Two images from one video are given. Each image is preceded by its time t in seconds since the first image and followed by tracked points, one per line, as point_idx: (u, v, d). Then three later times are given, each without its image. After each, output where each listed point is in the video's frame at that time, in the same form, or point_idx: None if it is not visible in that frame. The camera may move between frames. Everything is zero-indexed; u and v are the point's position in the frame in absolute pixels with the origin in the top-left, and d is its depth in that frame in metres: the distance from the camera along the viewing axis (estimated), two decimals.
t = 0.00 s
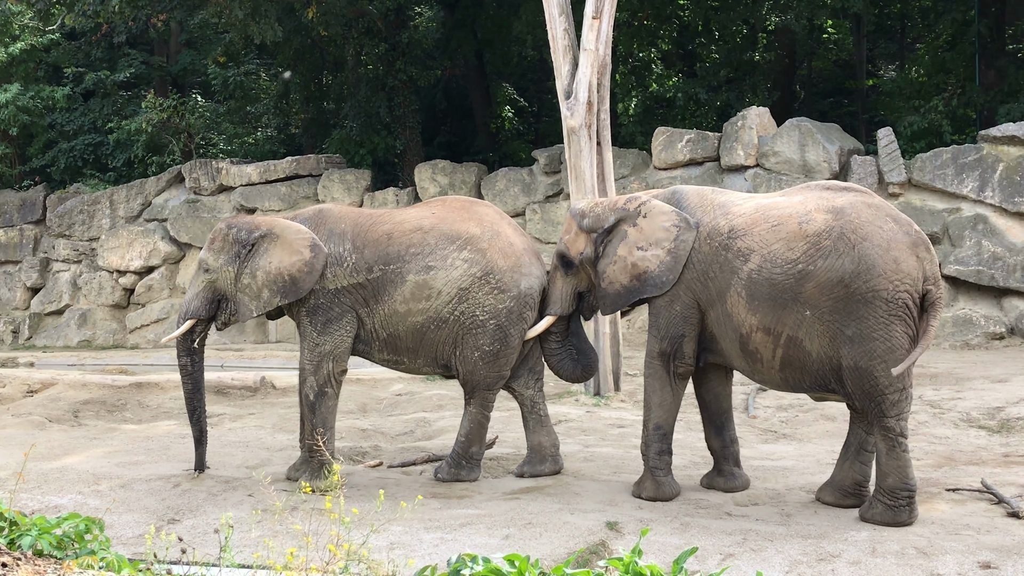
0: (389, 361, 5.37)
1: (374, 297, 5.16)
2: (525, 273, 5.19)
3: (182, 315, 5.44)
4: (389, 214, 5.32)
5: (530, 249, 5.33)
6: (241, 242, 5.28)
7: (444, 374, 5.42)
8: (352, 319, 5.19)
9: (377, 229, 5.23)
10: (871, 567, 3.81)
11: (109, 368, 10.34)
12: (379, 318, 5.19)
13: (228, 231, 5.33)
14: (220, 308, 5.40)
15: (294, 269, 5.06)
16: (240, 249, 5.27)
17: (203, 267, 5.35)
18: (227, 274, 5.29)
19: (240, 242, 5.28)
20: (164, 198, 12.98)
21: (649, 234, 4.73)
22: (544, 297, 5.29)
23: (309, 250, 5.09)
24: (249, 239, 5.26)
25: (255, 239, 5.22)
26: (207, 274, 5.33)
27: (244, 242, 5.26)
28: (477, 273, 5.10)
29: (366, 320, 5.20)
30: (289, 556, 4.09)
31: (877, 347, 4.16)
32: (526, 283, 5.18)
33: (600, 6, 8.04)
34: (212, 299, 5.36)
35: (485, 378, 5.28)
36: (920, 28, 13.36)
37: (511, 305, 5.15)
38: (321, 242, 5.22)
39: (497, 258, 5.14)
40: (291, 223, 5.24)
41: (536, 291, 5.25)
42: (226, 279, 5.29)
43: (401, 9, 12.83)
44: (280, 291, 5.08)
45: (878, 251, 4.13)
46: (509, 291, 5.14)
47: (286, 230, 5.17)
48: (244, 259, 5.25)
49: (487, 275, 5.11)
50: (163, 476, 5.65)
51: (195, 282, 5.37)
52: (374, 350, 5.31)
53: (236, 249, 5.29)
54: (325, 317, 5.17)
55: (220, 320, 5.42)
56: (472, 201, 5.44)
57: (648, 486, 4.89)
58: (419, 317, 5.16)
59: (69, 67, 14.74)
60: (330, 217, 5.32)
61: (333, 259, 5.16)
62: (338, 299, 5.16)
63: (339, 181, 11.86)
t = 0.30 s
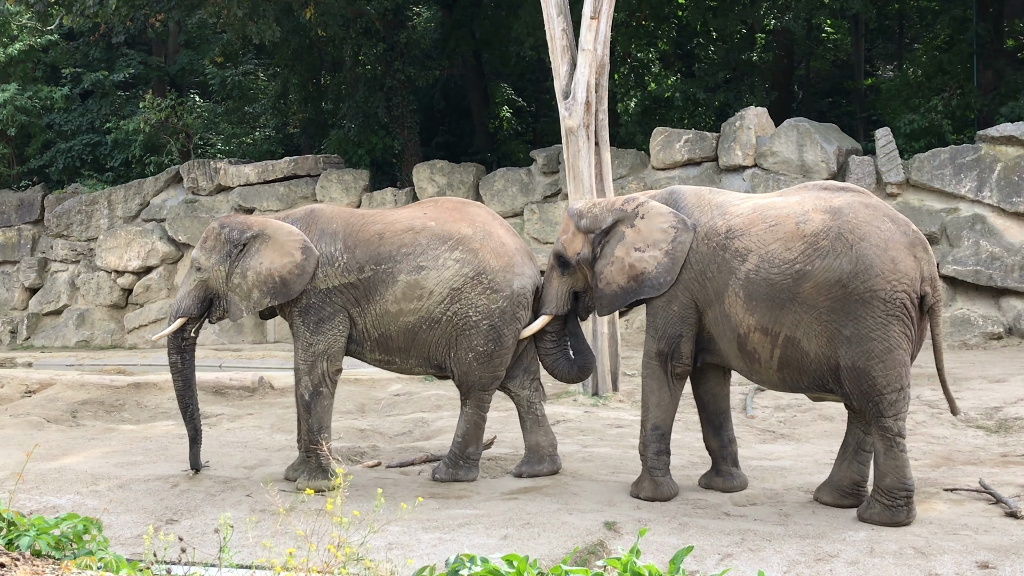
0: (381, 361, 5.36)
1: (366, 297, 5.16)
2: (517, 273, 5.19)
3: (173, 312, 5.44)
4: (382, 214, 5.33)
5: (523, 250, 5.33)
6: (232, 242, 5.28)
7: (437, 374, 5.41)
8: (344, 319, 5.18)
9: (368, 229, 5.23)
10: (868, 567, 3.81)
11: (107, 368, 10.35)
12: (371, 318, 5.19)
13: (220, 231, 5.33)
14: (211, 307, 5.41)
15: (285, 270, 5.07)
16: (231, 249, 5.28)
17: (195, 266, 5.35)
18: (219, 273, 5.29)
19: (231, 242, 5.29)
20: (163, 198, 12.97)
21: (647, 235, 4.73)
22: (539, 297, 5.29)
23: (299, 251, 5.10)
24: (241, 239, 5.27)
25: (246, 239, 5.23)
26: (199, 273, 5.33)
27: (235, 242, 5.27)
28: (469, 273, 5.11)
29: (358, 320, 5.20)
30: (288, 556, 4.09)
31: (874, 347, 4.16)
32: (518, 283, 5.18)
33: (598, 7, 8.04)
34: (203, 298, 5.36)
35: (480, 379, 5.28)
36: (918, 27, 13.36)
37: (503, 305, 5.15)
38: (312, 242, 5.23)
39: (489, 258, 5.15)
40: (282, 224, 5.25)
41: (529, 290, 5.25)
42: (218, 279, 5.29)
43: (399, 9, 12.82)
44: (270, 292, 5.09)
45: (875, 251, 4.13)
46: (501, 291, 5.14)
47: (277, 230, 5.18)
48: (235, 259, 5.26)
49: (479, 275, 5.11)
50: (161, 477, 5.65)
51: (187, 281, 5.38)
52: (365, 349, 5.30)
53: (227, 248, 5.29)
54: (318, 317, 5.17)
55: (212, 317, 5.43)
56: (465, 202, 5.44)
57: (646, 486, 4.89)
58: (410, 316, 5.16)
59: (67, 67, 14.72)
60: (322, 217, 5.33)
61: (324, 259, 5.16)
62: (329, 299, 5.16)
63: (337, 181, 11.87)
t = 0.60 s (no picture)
0: (373, 361, 5.37)
1: (357, 297, 5.16)
2: (508, 273, 5.19)
3: (164, 310, 5.48)
4: (373, 214, 5.33)
5: (514, 250, 5.33)
6: (224, 242, 5.32)
7: (429, 374, 5.40)
8: (336, 319, 5.18)
9: (360, 229, 5.23)
10: (867, 567, 3.81)
11: (105, 368, 10.35)
12: (363, 318, 5.19)
13: (212, 231, 5.37)
14: (202, 306, 5.44)
15: (275, 270, 5.10)
16: (223, 249, 5.32)
17: (187, 265, 5.39)
18: (211, 272, 5.33)
19: (222, 241, 5.32)
20: (161, 198, 12.97)
21: (644, 236, 4.71)
22: (534, 297, 5.23)
23: (290, 252, 5.13)
24: (232, 239, 5.31)
25: (238, 239, 5.27)
26: (190, 272, 5.37)
27: (227, 242, 5.31)
28: (459, 273, 5.10)
29: (349, 320, 5.21)
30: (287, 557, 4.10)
31: (872, 347, 4.17)
32: (510, 283, 5.17)
33: (597, 7, 8.05)
34: (194, 297, 5.39)
35: (474, 380, 5.26)
36: (916, 28, 13.36)
37: (495, 305, 5.13)
38: (304, 243, 5.25)
39: (480, 258, 5.14)
40: (274, 224, 5.29)
41: (521, 290, 5.24)
42: (209, 278, 5.33)
43: (398, 9, 12.81)
44: (261, 292, 5.12)
45: (873, 251, 4.14)
46: (492, 291, 5.12)
47: (269, 231, 5.22)
48: (226, 259, 5.30)
49: (469, 276, 5.11)
50: (160, 477, 5.65)
51: (178, 279, 5.41)
52: (357, 349, 5.31)
53: (218, 248, 5.33)
54: (311, 316, 5.18)
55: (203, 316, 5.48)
56: (456, 203, 5.44)
57: (645, 487, 4.90)
58: (401, 317, 5.16)
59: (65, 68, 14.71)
60: (313, 217, 5.35)
61: (315, 260, 5.18)
62: (320, 299, 5.17)
63: (336, 182, 11.86)
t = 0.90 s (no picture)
0: (364, 362, 5.37)
1: (347, 298, 5.16)
2: (499, 274, 5.18)
3: (156, 311, 5.50)
4: (363, 215, 5.33)
5: (505, 251, 5.32)
6: (215, 243, 5.32)
7: (422, 375, 5.39)
8: (326, 321, 5.18)
9: (349, 230, 5.23)
10: (865, 567, 3.82)
11: (103, 368, 10.36)
12: (353, 319, 5.18)
13: (204, 232, 5.37)
14: (193, 307, 5.46)
15: (265, 273, 5.08)
16: (214, 250, 5.32)
17: (178, 266, 5.40)
18: (202, 274, 5.34)
19: (214, 243, 5.32)
20: (160, 198, 12.96)
21: (641, 237, 4.70)
22: (529, 296, 5.27)
23: (280, 254, 5.11)
24: (224, 241, 5.30)
25: (229, 241, 5.27)
26: (182, 273, 5.38)
27: (218, 244, 5.31)
28: (448, 274, 5.10)
29: (339, 321, 5.20)
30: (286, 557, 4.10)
31: (870, 347, 4.17)
32: (500, 283, 5.18)
33: (596, 7, 8.04)
34: (185, 298, 5.41)
35: (467, 380, 5.27)
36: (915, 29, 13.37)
37: (485, 305, 5.14)
38: (294, 245, 5.25)
39: (470, 259, 5.14)
40: (265, 226, 5.28)
41: (512, 290, 5.24)
42: (201, 280, 5.35)
43: (397, 9, 12.82)
44: (251, 294, 5.11)
45: (870, 251, 4.15)
46: (482, 292, 5.13)
47: (260, 233, 5.20)
48: (217, 260, 5.30)
49: (459, 276, 5.11)
50: (158, 477, 5.65)
51: (170, 280, 5.43)
52: (348, 351, 5.32)
53: (210, 250, 5.33)
54: (301, 317, 5.17)
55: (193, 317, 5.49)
56: (446, 204, 5.44)
57: (643, 487, 4.89)
58: (391, 318, 5.15)
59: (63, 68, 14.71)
60: (304, 219, 5.34)
61: (305, 261, 5.17)
62: (310, 301, 5.16)
63: (334, 182, 11.85)
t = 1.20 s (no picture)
0: (354, 362, 5.37)
1: (335, 298, 5.18)
2: (489, 274, 5.19)
3: (147, 313, 5.54)
4: (353, 215, 5.35)
5: (495, 250, 5.33)
6: (207, 246, 5.34)
7: (413, 374, 5.39)
8: (312, 321, 5.20)
9: (339, 230, 5.25)
10: (863, 567, 3.82)
11: (102, 368, 10.36)
12: (341, 319, 5.20)
13: (195, 235, 5.39)
14: (184, 310, 5.48)
15: (259, 275, 5.11)
16: (206, 253, 5.35)
17: (170, 269, 5.42)
18: (193, 277, 5.37)
19: (206, 246, 5.35)
20: (158, 198, 12.95)
21: (635, 238, 4.71)
22: (522, 297, 5.25)
23: (273, 256, 5.14)
24: (216, 243, 5.32)
25: (222, 243, 5.29)
26: (174, 275, 5.41)
27: (210, 246, 5.33)
28: (438, 274, 5.11)
29: (326, 320, 5.22)
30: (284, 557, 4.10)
31: (868, 347, 4.18)
32: (491, 282, 5.18)
33: (594, 8, 8.04)
34: (176, 301, 5.43)
35: (462, 380, 5.26)
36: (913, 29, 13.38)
37: (476, 305, 5.13)
38: (284, 245, 5.27)
39: (459, 258, 5.15)
40: (256, 228, 5.30)
41: (503, 290, 5.23)
42: (192, 283, 5.37)
43: (395, 9, 12.81)
44: (245, 296, 5.14)
45: (867, 252, 4.17)
46: (472, 291, 5.13)
47: (252, 235, 5.22)
48: (210, 263, 5.33)
49: (449, 276, 5.12)
50: (156, 477, 5.65)
51: (162, 283, 5.46)
52: (337, 351, 5.32)
53: (202, 252, 5.36)
54: (285, 318, 5.19)
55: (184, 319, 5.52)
56: (437, 205, 5.46)
57: (642, 487, 4.90)
58: (380, 317, 5.17)
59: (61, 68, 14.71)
60: (294, 218, 5.37)
61: (295, 262, 5.19)
62: (297, 302, 5.18)
63: (332, 182, 11.85)
